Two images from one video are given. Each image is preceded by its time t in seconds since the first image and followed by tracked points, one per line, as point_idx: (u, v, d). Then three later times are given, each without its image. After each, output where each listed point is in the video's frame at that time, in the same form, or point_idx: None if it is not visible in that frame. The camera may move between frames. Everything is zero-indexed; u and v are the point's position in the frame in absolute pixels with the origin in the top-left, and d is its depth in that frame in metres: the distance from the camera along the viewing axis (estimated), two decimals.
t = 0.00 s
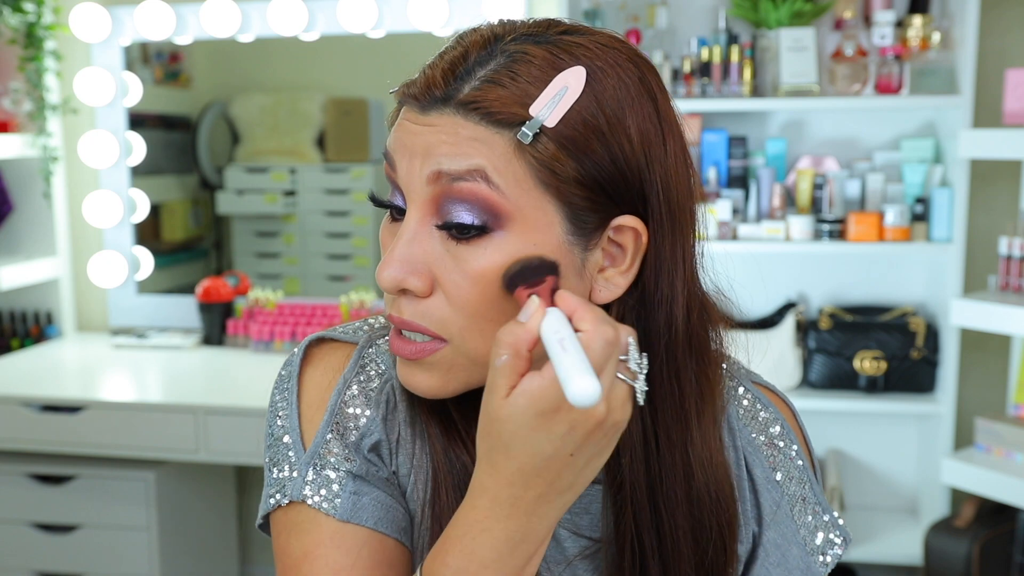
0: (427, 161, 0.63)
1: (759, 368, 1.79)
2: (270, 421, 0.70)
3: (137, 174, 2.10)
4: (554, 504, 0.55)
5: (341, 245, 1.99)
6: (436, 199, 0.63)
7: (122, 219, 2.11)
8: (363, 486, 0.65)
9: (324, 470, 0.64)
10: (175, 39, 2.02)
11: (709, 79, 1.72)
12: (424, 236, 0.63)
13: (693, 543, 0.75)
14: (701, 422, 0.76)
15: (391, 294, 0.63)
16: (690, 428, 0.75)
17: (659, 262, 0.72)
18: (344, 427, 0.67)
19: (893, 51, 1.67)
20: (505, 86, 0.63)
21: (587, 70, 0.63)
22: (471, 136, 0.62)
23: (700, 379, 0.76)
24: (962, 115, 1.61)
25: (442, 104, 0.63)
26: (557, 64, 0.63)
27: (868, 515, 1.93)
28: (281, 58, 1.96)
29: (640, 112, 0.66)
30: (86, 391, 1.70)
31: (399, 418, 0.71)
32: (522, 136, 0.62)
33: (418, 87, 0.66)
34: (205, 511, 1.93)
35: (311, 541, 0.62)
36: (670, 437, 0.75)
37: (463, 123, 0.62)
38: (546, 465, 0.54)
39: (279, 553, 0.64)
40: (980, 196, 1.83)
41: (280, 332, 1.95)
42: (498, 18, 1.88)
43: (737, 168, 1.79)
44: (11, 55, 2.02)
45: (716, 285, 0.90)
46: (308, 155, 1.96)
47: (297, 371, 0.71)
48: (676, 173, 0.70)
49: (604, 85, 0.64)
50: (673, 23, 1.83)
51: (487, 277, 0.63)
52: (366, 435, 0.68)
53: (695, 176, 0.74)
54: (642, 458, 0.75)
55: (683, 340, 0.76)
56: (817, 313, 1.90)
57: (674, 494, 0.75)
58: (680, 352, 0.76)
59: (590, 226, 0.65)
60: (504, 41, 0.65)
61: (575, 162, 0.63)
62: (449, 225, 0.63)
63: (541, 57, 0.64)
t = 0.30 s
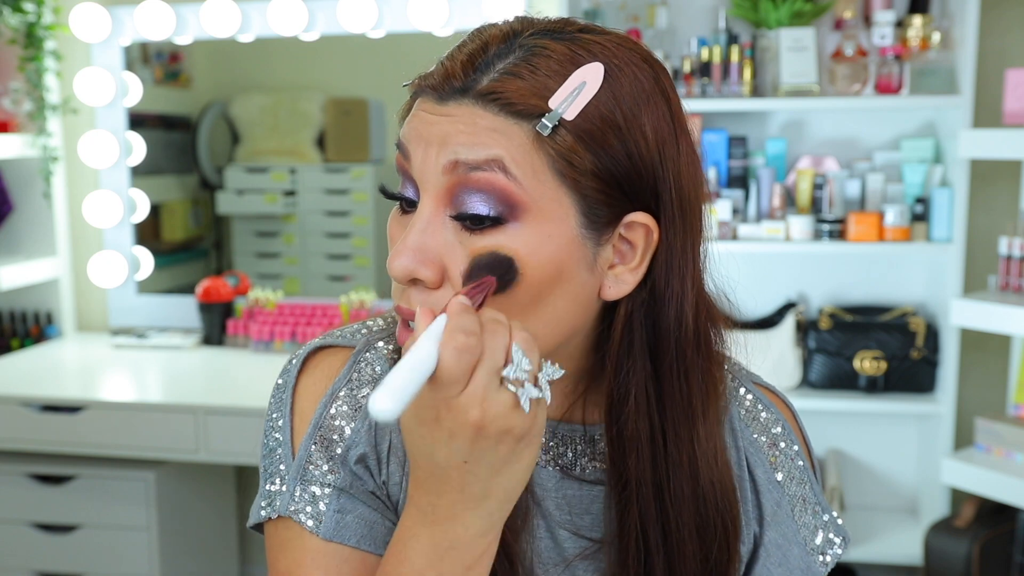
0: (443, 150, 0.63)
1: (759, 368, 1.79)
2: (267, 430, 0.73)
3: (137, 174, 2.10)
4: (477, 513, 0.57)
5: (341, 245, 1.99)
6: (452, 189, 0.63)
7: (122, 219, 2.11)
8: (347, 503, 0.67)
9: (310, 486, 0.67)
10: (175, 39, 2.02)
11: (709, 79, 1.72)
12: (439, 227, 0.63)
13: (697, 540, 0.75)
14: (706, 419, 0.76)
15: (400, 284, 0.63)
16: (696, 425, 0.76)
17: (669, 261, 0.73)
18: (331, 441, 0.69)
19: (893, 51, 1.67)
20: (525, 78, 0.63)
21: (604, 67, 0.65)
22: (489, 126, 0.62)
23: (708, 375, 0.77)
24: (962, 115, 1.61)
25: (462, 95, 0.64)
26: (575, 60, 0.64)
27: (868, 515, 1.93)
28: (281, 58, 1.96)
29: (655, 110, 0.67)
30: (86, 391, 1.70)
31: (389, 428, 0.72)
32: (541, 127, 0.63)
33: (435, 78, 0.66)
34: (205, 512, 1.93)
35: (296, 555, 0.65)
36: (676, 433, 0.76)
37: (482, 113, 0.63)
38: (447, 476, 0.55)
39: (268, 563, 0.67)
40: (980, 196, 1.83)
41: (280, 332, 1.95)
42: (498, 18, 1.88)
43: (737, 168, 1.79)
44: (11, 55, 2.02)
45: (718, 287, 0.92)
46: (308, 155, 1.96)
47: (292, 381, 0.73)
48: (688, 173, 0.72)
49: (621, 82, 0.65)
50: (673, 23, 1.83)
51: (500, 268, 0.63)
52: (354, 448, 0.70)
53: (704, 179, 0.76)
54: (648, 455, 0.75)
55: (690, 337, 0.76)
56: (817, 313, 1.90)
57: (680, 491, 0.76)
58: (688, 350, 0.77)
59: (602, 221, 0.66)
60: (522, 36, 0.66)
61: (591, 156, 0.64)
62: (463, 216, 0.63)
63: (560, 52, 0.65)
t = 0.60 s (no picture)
0: (432, 154, 0.63)
1: (759, 368, 1.79)
2: (270, 417, 0.69)
3: (137, 174, 2.10)
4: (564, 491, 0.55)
5: (341, 245, 1.99)
6: (440, 193, 0.63)
7: (122, 219, 2.11)
8: (366, 482, 0.65)
9: (328, 465, 0.64)
10: (175, 39, 2.02)
11: (709, 79, 1.72)
12: (427, 229, 0.63)
13: (691, 543, 0.75)
14: (700, 423, 0.75)
15: (391, 284, 0.63)
16: (688, 429, 0.75)
17: (659, 268, 0.71)
18: (348, 422, 0.67)
19: (893, 51, 1.67)
20: (513, 83, 0.63)
21: (594, 71, 0.63)
22: (477, 132, 0.62)
23: (699, 381, 0.76)
24: (963, 115, 1.61)
25: (451, 99, 0.63)
26: (565, 64, 0.63)
27: (868, 515, 1.93)
28: (281, 58, 1.96)
29: (646, 116, 0.66)
30: (86, 391, 1.70)
31: (400, 414, 0.70)
32: (527, 134, 0.62)
33: (427, 81, 0.66)
34: (205, 511, 1.93)
35: (317, 536, 0.62)
36: (667, 438, 0.75)
37: (470, 118, 0.62)
38: (559, 451, 0.53)
39: (281, 551, 0.63)
40: (980, 196, 1.83)
41: (280, 332, 1.95)
42: (498, 18, 1.88)
43: (737, 168, 1.79)
44: (11, 55, 2.02)
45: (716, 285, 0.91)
46: (308, 155, 1.96)
47: (298, 367, 0.70)
48: (681, 177, 0.70)
49: (611, 87, 0.64)
50: (673, 23, 1.83)
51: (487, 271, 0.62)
52: (368, 431, 0.68)
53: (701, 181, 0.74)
54: (641, 458, 0.75)
55: (683, 340, 0.75)
56: (817, 313, 1.90)
57: (672, 495, 0.75)
58: (679, 353, 0.75)
59: (591, 227, 0.65)
60: (513, 40, 0.65)
61: (578, 162, 0.63)
62: (452, 218, 0.62)
63: (550, 56, 0.64)
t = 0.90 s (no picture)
0: (430, 158, 0.63)
1: (759, 368, 1.79)
2: (277, 400, 0.68)
3: (137, 174, 2.10)
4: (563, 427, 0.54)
5: (341, 245, 1.99)
6: (437, 196, 0.63)
7: (122, 219, 2.11)
8: (377, 457, 0.64)
9: (339, 440, 0.63)
10: (175, 39, 2.02)
11: (709, 79, 1.72)
12: (425, 232, 0.63)
13: (690, 544, 0.74)
14: (700, 424, 0.75)
15: (390, 286, 0.63)
16: (686, 431, 0.75)
17: (657, 271, 0.71)
18: (359, 400, 0.67)
19: (893, 51, 1.67)
20: (509, 87, 0.63)
21: (591, 73, 0.63)
22: (474, 135, 0.62)
23: (699, 383, 0.75)
24: (963, 115, 1.61)
25: (448, 103, 0.63)
26: (562, 66, 0.63)
27: (868, 515, 1.93)
28: (281, 58, 1.96)
29: (643, 117, 0.65)
30: (86, 391, 1.70)
31: (411, 399, 0.71)
32: (524, 137, 0.62)
33: (424, 84, 0.66)
34: (205, 511, 1.93)
35: (325, 509, 0.60)
36: (665, 439, 0.75)
37: (467, 122, 0.62)
38: (559, 383, 0.53)
39: (287, 529, 0.62)
40: (980, 196, 1.83)
41: (280, 332, 1.95)
42: (498, 18, 1.88)
43: (737, 168, 1.79)
44: (11, 55, 2.02)
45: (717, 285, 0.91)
46: (308, 155, 1.96)
47: (304, 352, 0.69)
48: (678, 178, 0.69)
49: (608, 89, 0.63)
50: (673, 23, 1.83)
51: (485, 272, 0.62)
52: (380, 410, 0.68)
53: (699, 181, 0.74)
54: (640, 460, 0.74)
55: (682, 343, 0.74)
56: (817, 313, 1.90)
57: (671, 496, 0.75)
58: (679, 355, 0.75)
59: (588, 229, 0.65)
60: (510, 43, 0.65)
61: (576, 163, 0.63)
62: (450, 220, 0.62)
63: (546, 59, 0.63)
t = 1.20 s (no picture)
0: (441, 150, 0.63)
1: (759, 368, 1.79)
2: (274, 412, 0.69)
3: (137, 174, 2.10)
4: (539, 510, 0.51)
5: (341, 245, 1.99)
6: (450, 187, 0.62)
7: (122, 220, 2.11)
8: (362, 482, 0.64)
9: (325, 464, 0.64)
10: (175, 39, 2.02)
11: (709, 79, 1.72)
12: (438, 224, 0.62)
13: (700, 534, 0.75)
14: (706, 409, 0.76)
15: (404, 283, 0.61)
16: (694, 415, 0.76)
17: (668, 249, 0.72)
18: (345, 421, 0.67)
19: (893, 51, 1.67)
20: (519, 75, 0.63)
21: (597, 61, 0.64)
22: (486, 123, 0.62)
23: (705, 366, 0.77)
24: (963, 115, 1.61)
25: (458, 94, 0.63)
26: (568, 56, 0.64)
27: (868, 515, 1.93)
28: (281, 58, 1.96)
29: (648, 105, 0.67)
30: (86, 392, 1.70)
31: (401, 413, 0.70)
32: (536, 122, 0.62)
33: (431, 80, 0.66)
34: (205, 511, 1.93)
35: (308, 533, 0.61)
36: (674, 424, 0.76)
37: (478, 111, 0.62)
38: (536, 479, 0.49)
39: (276, 545, 0.63)
40: (980, 196, 1.83)
41: (280, 332, 1.95)
42: (497, 18, 1.88)
43: (737, 168, 1.79)
44: (11, 55, 2.02)
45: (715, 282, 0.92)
46: (308, 155, 1.96)
47: (302, 363, 0.70)
48: (684, 164, 0.71)
49: (615, 77, 0.65)
50: (673, 23, 1.83)
51: (501, 262, 0.62)
52: (367, 430, 0.67)
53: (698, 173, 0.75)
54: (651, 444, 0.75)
55: (690, 328, 0.76)
56: (817, 313, 1.90)
57: (681, 484, 0.75)
58: (687, 338, 0.76)
59: (600, 213, 0.65)
60: (515, 35, 0.66)
61: (588, 148, 0.64)
62: (463, 211, 0.62)
63: (553, 49, 0.64)
